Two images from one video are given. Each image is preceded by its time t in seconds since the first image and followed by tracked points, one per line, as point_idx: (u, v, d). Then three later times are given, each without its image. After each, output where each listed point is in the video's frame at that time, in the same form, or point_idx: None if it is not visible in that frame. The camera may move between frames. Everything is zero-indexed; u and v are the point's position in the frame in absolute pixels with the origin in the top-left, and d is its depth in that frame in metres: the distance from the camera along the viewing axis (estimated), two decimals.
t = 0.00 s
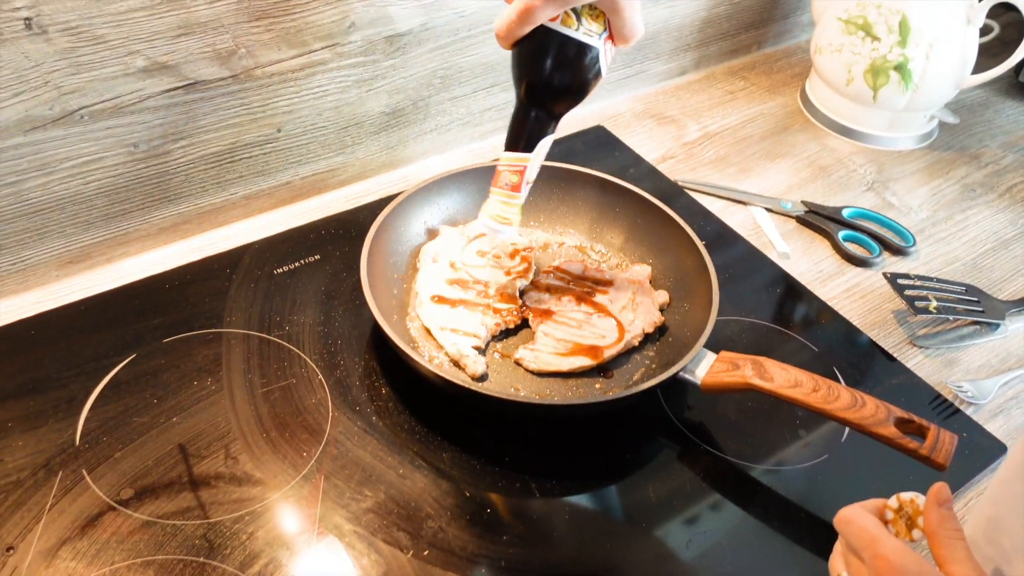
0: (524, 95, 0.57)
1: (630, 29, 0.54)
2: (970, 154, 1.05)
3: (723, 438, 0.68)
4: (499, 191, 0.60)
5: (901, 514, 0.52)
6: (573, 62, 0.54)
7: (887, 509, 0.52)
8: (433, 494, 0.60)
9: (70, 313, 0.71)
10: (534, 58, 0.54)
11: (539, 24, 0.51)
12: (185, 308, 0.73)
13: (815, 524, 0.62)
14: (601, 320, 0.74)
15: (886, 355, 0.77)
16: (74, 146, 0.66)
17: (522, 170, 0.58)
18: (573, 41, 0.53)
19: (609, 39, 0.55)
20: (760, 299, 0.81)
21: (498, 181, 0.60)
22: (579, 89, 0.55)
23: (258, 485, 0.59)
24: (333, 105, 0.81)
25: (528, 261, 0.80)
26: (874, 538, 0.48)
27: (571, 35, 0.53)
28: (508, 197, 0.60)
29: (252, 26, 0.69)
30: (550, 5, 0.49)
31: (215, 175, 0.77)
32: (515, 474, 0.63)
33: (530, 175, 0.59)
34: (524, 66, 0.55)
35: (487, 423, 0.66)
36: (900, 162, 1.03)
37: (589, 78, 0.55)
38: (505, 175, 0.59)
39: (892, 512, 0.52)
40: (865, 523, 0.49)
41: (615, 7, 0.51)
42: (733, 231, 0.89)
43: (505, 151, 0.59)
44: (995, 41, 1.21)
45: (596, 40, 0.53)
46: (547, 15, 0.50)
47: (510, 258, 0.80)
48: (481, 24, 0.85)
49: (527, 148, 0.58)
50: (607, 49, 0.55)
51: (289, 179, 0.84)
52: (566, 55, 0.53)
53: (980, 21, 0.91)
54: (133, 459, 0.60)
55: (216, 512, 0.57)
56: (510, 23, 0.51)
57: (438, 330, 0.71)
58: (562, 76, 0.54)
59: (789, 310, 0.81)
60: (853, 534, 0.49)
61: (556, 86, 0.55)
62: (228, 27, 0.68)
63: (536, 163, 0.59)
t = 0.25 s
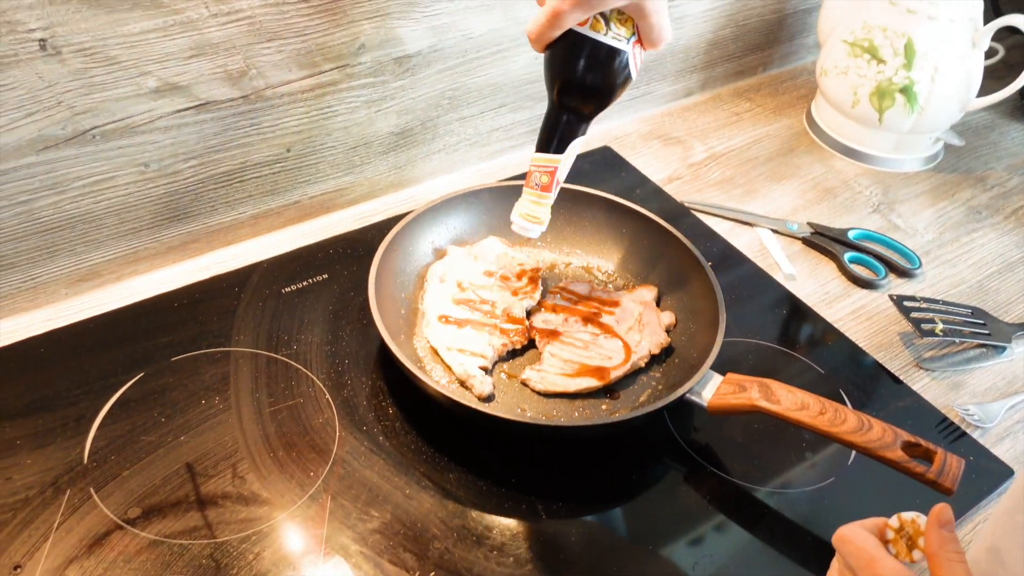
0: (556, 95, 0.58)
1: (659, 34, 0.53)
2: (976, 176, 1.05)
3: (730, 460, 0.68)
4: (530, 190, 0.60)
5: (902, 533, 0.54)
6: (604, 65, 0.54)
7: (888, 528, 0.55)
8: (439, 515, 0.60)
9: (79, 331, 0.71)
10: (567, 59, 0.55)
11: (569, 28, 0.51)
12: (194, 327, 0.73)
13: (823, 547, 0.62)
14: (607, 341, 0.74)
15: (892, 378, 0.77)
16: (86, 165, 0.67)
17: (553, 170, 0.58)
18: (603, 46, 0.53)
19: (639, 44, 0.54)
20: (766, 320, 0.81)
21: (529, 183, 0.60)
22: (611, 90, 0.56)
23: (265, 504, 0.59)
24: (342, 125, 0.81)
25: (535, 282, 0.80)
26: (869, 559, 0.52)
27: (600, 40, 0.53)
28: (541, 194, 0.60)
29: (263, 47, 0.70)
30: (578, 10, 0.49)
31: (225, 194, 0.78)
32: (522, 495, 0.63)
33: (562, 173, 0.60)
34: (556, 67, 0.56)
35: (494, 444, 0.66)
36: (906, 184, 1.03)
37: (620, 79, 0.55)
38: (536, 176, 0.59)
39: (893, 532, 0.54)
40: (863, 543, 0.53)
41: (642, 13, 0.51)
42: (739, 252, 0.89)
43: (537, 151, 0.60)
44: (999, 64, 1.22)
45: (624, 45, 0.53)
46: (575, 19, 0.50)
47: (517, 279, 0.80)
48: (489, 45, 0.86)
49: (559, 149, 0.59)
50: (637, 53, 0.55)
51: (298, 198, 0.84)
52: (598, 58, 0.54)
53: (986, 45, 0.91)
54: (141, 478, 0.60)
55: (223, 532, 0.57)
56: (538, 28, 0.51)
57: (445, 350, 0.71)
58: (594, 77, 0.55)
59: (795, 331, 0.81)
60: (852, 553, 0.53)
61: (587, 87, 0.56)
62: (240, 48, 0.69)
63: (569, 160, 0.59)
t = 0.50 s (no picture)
0: (581, 112, 0.58)
1: (691, 58, 0.54)
2: (979, 189, 1.05)
3: (735, 472, 0.67)
4: (544, 203, 0.61)
5: (903, 552, 0.54)
6: (631, 85, 0.54)
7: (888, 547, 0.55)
8: (443, 527, 0.60)
9: (83, 341, 0.71)
10: (595, 77, 0.55)
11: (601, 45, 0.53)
12: (198, 337, 0.73)
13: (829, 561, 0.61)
14: (612, 352, 0.74)
15: (897, 390, 0.76)
16: (91, 175, 0.67)
17: (569, 185, 0.59)
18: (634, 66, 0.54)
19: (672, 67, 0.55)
20: (771, 333, 0.81)
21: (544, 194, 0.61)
22: (635, 111, 0.56)
23: (269, 515, 0.59)
24: (347, 137, 0.82)
25: (539, 293, 0.80)
26: None
27: (630, 60, 0.53)
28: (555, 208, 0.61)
29: (269, 59, 0.71)
30: (611, 29, 0.50)
31: (230, 205, 0.78)
32: (526, 506, 0.62)
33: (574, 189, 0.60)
34: (584, 84, 0.56)
35: (498, 455, 0.66)
36: (909, 197, 1.03)
37: (646, 101, 0.55)
38: (551, 189, 0.60)
39: (894, 552, 0.55)
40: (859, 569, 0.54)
41: (676, 36, 0.51)
42: (743, 264, 0.89)
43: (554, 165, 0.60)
44: (1002, 78, 1.22)
45: (653, 66, 0.54)
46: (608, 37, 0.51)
47: (521, 290, 0.80)
48: (494, 57, 0.87)
49: (575, 165, 0.59)
50: (666, 75, 0.55)
51: (302, 209, 0.84)
52: (626, 78, 0.54)
53: (988, 59, 0.92)
54: (144, 489, 0.60)
55: (226, 543, 0.57)
56: (571, 42, 0.53)
57: (449, 361, 0.71)
58: (620, 96, 0.55)
59: (800, 343, 0.80)
60: None
61: (612, 107, 0.55)
62: (246, 59, 0.69)
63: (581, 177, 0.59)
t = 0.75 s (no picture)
0: (658, 144, 0.58)
1: (765, 77, 0.54)
2: (973, 194, 1.06)
3: (731, 477, 0.67)
4: (635, 238, 0.63)
5: (903, 563, 0.55)
6: (706, 108, 0.54)
7: (889, 558, 0.56)
8: (439, 532, 0.60)
9: (79, 347, 0.71)
10: (668, 105, 0.55)
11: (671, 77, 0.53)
12: (193, 343, 0.73)
13: (824, 566, 0.61)
14: (608, 357, 0.74)
15: (892, 395, 0.76)
16: (88, 181, 0.67)
17: (658, 217, 0.61)
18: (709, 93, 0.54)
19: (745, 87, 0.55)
20: (767, 338, 0.81)
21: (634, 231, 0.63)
22: (713, 135, 0.56)
23: (265, 521, 0.58)
24: (343, 142, 0.82)
25: (536, 299, 0.80)
26: None
27: (703, 87, 0.54)
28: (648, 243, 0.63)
29: (266, 65, 0.71)
30: (676, 61, 0.51)
31: (227, 211, 0.78)
32: (522, 512, 0.62)
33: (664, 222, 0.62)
34: (658, 114, 0.56)
35: (494, 460, 0.66)
36: (904, 203, 1.04)
37: (722, 123, 0.55)
38: (641, 223, 0.62)
39: (894, 562, 0.56)
40: None
41: (746, 61, 0.52)
42: (738, 269, 0.90)
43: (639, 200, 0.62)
44: (996, 84, 1.23)
45: (726, 91, 0.54)
46: (677, 68, 0.52)
47: (518, 296, 0.80)
48: (490, 63, 0.87)
49: (662, 196, 0.60)
50: (740, 96, 0.55)
51: (298, 215, 0.85)
52: (699, 103, 0.54)
53: (982, 65, 0.92)
54: (140, 495, 0.60)
55: (222, 549, 0.57)
56: (638, 77, 0.54)
57: (445, 366, 0.71)
58: (696, 121, 0.55)
59: (795, 348, 0.81)
60: None
61: (688, 133, 0.56)
62: (243, 65, 0.69)
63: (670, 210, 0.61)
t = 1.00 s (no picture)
0: (640, 172, 0.60)
1: (754, 101, 0.54)
2: (969, 193, 1.06)
3: (727, 475, 0.67)
4: (612, 269, 0.66)
5: (905, 556, 0.56)
6: (687, 140, 0.55)
7: (892, 552, 0.57)
8: (436, 531, 0.60)
9: (73, 346, 0.71)
10: (651, 137, 0.56)
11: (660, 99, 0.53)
12: (188, 342, 0.73)
13: (821, 563, 0.61)
14: (604, 356, 0.74)
15: (888, 393, 0.77)
16: (82, 180, 0.67)
17: (635, 248, 0.63)
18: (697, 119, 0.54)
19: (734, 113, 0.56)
20: (763, 336, 0.81)
21: (611, 260, 0.65)
22: (695, 165, 0.57)
23: (261, 521, 0.58)
24: (339, 141, 0.82)
25: (532, 298, 0.80)
26: None
27: (691, 112, 0.54)
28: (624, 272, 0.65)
29: (262, 63, 0.71)
30: (670, 79, 0.50)
31: (222, 210, 0.78)
32: (519, 510, 0.62)
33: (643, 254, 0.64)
34: (639, 144, 0.57)
35: (490, 459, 0.66)
36: (899, 201, 1.04)
37: (705, 154, 0.56)
38: (618, 254, 0.64)
39: (896, 556, 0.56)
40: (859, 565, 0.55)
41: (739, 80, 0.52)
42: (735, 268, 0.90)
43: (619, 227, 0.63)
44: (991, 83, 1.23)
45: (715, 115, 0.54)
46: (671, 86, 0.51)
47: (514, 295, 0.80)
48: (486, 62, 0.87)
49: (641, 225, 0.62)
50: (728, 122, 0.56)
51: (294, 214, 0.84)
52: (681, 136, 0.55)
53: (977, 64, 0.92)
54: (135, 495, 0.59)
55: (218, 548, 0.56)
56: (628, 96, 0.53)
57: (441, 365, 0.71)
58: (677, 153, 0.56)
59: (790, 347, 0.81)
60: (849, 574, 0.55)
61: (669, 165, 0.57)
62: (238, 63, 0.69)
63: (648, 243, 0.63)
